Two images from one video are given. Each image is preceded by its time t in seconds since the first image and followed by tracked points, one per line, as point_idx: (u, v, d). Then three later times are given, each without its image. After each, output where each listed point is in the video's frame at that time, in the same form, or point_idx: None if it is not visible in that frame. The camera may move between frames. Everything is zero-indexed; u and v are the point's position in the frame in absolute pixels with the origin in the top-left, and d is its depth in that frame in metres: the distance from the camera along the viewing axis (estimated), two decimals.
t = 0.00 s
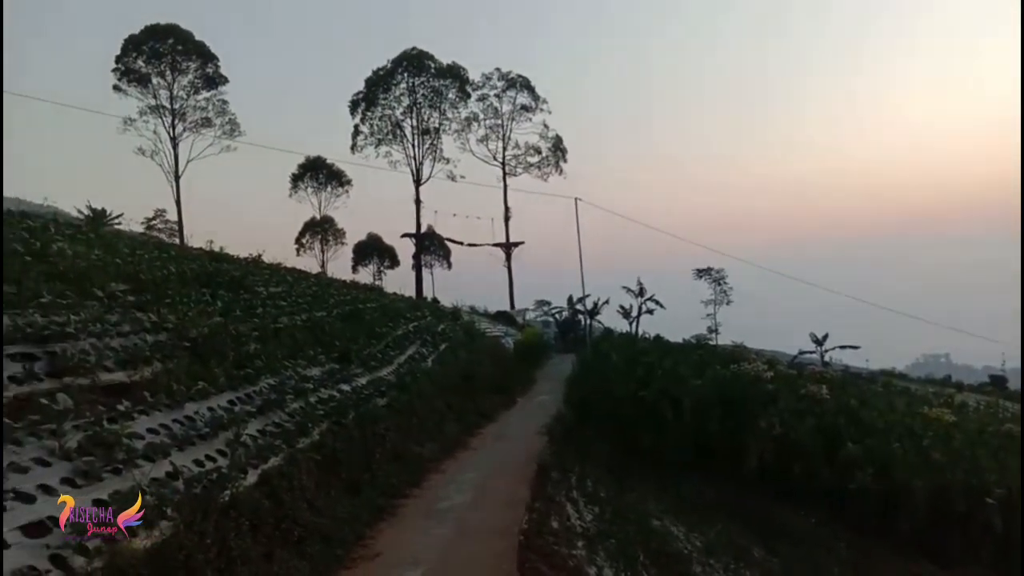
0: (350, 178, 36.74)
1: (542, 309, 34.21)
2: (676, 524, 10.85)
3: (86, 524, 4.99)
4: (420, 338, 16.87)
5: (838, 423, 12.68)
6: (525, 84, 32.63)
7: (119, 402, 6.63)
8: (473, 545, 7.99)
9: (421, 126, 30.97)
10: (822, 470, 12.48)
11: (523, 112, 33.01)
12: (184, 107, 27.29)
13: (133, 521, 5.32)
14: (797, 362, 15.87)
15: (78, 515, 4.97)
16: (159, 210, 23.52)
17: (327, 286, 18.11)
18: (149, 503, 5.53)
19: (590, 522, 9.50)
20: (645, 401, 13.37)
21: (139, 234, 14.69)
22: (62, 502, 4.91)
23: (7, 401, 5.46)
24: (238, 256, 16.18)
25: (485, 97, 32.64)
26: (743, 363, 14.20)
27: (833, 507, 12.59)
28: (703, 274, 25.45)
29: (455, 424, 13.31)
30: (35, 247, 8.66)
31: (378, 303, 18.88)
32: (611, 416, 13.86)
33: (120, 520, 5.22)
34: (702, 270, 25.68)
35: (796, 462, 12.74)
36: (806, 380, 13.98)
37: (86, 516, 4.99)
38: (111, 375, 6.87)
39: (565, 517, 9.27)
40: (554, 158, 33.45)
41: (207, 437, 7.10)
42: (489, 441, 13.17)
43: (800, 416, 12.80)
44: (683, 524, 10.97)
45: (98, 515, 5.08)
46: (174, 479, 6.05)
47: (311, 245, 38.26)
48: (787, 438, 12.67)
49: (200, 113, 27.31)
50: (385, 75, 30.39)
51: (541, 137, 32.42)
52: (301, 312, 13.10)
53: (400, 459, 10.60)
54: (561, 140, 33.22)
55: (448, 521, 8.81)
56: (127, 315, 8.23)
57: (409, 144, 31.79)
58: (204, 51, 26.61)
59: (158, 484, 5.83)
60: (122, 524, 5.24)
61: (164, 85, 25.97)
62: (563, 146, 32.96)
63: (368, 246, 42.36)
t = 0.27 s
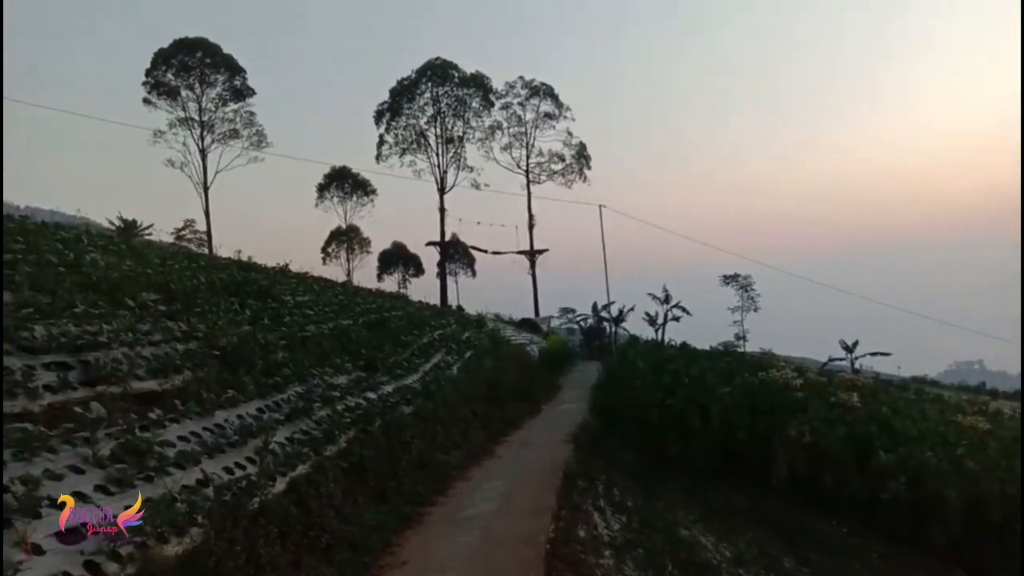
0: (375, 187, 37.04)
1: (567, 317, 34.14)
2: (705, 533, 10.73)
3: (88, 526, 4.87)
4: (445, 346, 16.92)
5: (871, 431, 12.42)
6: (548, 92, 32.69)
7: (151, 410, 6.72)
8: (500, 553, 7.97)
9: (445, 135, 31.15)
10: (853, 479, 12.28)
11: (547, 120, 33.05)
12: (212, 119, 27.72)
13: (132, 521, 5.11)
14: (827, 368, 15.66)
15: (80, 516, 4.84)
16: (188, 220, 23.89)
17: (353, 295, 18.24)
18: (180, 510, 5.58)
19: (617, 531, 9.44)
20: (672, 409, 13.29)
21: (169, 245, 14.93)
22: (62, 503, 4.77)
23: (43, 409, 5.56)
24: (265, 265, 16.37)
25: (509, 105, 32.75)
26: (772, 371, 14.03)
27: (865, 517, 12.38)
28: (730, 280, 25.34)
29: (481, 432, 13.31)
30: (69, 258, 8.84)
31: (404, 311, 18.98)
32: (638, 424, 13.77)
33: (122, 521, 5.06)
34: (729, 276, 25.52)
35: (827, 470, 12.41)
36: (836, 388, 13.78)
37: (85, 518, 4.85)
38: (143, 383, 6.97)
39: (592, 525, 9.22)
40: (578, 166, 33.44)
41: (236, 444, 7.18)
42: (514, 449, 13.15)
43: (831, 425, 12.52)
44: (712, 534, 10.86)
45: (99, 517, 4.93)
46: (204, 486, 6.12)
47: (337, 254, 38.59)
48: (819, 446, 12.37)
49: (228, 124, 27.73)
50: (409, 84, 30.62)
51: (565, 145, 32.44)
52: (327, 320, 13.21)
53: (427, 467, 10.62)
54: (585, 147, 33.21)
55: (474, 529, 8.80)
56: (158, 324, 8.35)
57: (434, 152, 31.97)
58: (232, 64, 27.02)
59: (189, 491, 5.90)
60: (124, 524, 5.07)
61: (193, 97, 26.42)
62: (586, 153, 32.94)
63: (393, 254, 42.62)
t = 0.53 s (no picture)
0: (398, 184, 37.20)
1: (589, 312, 34.06)
2: (730, 530, 10.66)
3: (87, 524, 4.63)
4: (468, 342, 16.97)
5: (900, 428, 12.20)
6: (570, 87, 32.59)
7: (179, 405, 6.81)
8: (524, 548, 7.98)
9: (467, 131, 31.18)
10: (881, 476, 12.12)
11: (569, 115, 32.96)
12: (237, 117, 28.00)
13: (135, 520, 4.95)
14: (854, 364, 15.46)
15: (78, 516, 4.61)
16: (214, 218, 24.17)
17: (377, 292, 18.36)
18: (207, 504, 5.64)
19: (641, 527, 9.41)
20: (696, 405, 13.28)
21: (196, 242, 15.12)
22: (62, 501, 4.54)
23: (74, 405, 5.66)
24: (290, 262, 16.52)
25: (531, 101, 32.71)
26: (798, 367, 13.89)
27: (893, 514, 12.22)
28: (753, 276, 25.27)
29: (504, 428, 13.33)
30: (98, 256, 8.98)
31: (427, 307, 19.06)
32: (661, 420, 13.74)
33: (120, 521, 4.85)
34: (753, 271, 25.34)
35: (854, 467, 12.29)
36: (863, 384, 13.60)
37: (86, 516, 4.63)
38: (171, 379, 7.07)
39: (616, 521, 9.21)
40: (600, 161, 33.31)
41: (262, 439, 7.25)
42: (538, 445, 13.15)
43: (859, 421, 12.23)
44: (737, 531, 10.78)
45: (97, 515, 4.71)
46: (231, 480, 6.20)
47: (360, 250, 38.83)
48: (846, 443, 12.20)
49: (253, 123, 27.99)
50: (431, 81, 30.68)
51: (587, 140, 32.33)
52: (351, 317, 13.31)
53: (450, 462, 10.66)
54: (608, 142, 33.06)
55: (497, 524, 8.82)
56: (185, 321, 8.46)
57: (456, 149, 32.03)
58: (256, 63, 27.24)
59: (217, 485, 5.97)
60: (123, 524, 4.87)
61: (218, 96, 26.69)
62: (609, 148, 32.80)
63: (415, 251, 42.79)
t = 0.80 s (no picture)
0: (425, 186, 37.39)
1: (618, 313, 33.92)
2: (762, 533, 10.54)
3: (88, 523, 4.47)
4: (496, 343, 17.00)
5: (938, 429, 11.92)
6: (598, 87, 32.48)
7: (212, 407, 6.91)
8: (553, 549, 7.97)
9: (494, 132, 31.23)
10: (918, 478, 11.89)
11: (596, 115, 32.86)
12: (267, 122, 28.36)
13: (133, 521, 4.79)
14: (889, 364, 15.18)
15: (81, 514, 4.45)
16: (245, 222, 24.51)
17: (405, 293, 18.47)
18: (241, 504, 5.72)
19: (672, 530, 9.34)
20: (727, 406, 13.12)
21: (228, 246, 15.34)
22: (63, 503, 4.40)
23: (111, 406, 5.77)
24: (320, 265, 16.69)
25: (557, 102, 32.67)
26: (831, 367, 13.68)
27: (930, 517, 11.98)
28: (784, 275, 24.95)
29: (533, 429, 13.32)
30: (134, 260, 9.15)
31: (455, 308, 19.13)
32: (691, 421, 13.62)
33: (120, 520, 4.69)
34: (785, 271, 25.01)
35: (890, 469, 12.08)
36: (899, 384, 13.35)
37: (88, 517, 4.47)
38: (205, 381, 7.18)
39: (646, 523, 9.15)
40: (628, 161, 33.16)
41: (294, 440, 7.34)
42: (566, 446, 13.12)
43: (894, 423, 11.98)
44: (769, 533, 10.65)
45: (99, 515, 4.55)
46: (264, 480, 6.27)
47: (388, 253, 39.09)
48: (881, 444, 11.96)
49: (282, 127, 28.33)
50: (458, 83, 30.80)
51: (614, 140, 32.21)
52: (380, 319, 13.40)
53: (479, 463, 10.68)
54: (636, 141, 32.90)
55: (527, 525, 8.82)
56: (218, 323, 8.59)
57: (483, 150, 32.11)
58: (286, 68, 27.55)
59: (250, 485, 6.05)
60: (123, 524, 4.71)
61: (248, 101, 27.05)
62: (637, 148, 32.64)
63: (443, 253, 42.97)
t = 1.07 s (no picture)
0: (445, 182, 37.46)
1: (637, 311, 33.78)
2: (781, 533, 10.45)
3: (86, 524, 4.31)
4: (514, 339, 17.00)
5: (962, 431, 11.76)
6: (619, 83, 32.33)
7: (233, 400, 6.98)
8: (570, 546, 7.96)
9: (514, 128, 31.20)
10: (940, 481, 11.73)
11: (617, 111, 32.72)
12: (289, 117, 28.54)
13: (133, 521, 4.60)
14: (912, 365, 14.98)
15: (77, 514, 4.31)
16: (266, 216, 24.70)
17: (424, 289, 18.53)
18: (260, 497, 5.76)
19: (689, 529, 9.29)
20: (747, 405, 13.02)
21: (249, 240, 15.47)
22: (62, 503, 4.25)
23: (134, 398, 5.85)
24: (340, 260, 16.78)
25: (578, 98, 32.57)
26: (853, 367, 13.53)
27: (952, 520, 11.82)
28: (806, 274, 24.70)
29: (550, 426, 13.31)
30: (157, 254, 9.25)
31: (473, 304, 19.17)
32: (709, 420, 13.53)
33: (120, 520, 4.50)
34: (807, 269, 24.76)
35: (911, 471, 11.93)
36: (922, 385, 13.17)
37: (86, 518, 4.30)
38: (226, 374, 7.25)
39: (664, 522, 9.11)
40: (649, 157, 32.99)
41: (313, 434, 7.38)
42: (584, 444, 13.10)
43: (917, 424, 11.84)
44: (788, 534, 10.56)
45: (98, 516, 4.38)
46: (283, 473, 6.32)
47: (407, 248, 39.21)
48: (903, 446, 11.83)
49: (304, 123, 28.49)
50: (479, 79, 30.80)
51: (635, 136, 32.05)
52: (399, 314, 13.46)
53: (496, 459, 10.70)
54: (657, 138, 32.72)
55: (544, 522, 8.81)
56: (239, 317, 8.66)
57: (503, 146, 32.09)
58: (307, 64, 27.68)
59: (269, 478, 6.09)
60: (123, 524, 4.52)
61: (270, 97, 27.22)
62: (658, 144, 32.46)
63: (462, 249, 43.03)
